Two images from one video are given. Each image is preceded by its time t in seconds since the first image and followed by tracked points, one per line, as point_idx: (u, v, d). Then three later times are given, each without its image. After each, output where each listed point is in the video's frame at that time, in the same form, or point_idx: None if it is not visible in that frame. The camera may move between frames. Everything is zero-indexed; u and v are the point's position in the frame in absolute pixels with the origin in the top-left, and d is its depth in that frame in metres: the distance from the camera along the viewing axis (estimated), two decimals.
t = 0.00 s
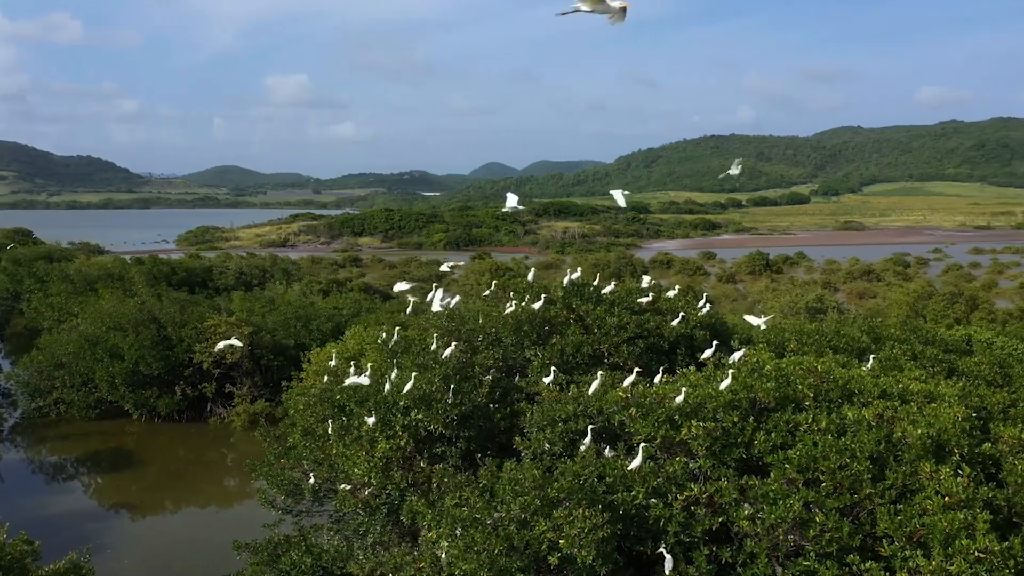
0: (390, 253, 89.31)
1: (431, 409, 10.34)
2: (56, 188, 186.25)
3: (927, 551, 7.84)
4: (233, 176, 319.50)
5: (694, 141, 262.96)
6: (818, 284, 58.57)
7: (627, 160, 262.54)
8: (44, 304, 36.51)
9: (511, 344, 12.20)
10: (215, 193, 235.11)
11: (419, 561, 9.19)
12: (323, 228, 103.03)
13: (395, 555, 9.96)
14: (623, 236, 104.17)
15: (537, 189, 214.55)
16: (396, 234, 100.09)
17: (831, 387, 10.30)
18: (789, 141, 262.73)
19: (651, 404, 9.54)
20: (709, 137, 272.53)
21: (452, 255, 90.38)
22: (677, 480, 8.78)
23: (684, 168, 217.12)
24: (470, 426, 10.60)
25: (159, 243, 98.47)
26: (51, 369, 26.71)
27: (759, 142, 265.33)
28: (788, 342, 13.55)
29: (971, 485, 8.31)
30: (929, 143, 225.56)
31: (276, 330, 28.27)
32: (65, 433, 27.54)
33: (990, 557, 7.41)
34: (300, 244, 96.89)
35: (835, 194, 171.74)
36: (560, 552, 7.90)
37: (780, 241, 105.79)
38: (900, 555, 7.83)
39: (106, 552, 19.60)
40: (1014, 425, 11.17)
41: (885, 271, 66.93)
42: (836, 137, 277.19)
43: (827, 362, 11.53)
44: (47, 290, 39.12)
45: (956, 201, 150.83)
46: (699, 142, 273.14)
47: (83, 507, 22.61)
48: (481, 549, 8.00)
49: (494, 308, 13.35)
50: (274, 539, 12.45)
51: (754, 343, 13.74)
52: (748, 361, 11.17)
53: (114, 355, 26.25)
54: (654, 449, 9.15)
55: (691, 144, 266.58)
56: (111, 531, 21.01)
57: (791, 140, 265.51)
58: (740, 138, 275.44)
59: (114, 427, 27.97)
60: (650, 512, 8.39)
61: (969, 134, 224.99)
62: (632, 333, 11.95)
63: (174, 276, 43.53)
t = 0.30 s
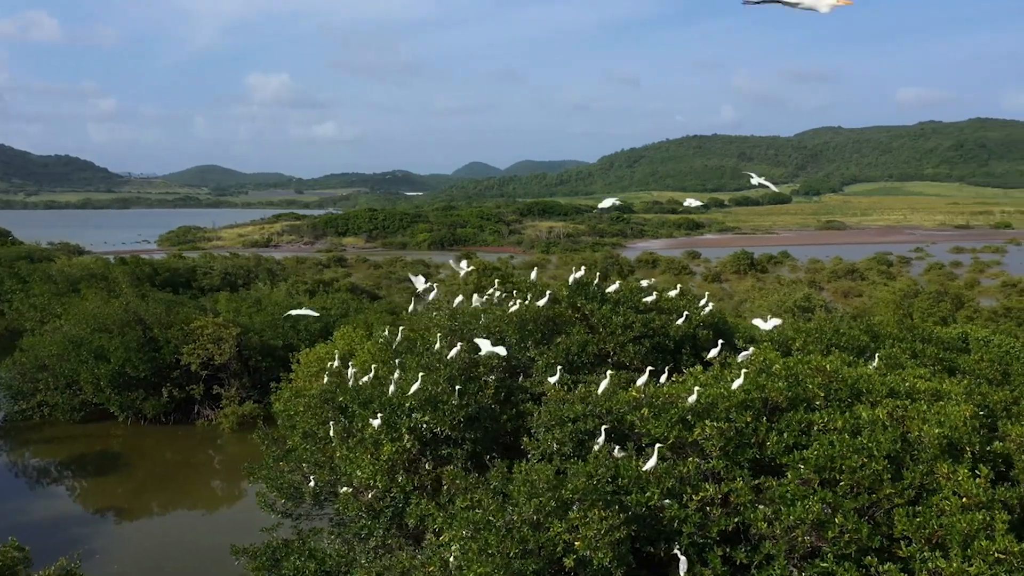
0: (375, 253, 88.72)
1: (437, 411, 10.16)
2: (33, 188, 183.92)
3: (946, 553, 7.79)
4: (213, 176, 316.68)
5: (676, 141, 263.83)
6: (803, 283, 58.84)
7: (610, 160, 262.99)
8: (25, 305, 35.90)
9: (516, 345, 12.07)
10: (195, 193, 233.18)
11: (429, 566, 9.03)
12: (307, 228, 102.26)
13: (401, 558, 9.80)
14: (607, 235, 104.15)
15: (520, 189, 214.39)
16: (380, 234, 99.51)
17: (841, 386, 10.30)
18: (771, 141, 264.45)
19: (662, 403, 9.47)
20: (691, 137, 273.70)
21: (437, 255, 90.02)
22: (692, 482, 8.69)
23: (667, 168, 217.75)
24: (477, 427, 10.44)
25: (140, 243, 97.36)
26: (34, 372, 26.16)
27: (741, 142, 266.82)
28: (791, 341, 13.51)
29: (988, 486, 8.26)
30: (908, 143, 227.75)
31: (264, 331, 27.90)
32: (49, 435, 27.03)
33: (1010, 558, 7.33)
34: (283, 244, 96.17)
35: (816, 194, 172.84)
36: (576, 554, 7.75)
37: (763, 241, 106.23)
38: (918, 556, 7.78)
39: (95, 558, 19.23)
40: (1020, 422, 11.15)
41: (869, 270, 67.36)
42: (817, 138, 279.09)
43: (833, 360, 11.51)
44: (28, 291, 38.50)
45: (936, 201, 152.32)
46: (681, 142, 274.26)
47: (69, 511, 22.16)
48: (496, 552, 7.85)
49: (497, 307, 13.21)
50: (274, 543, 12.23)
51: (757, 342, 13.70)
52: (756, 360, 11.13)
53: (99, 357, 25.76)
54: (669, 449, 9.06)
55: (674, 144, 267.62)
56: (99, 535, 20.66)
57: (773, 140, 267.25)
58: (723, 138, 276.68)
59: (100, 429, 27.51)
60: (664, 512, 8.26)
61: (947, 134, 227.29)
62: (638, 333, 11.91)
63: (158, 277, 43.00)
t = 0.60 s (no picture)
0: (361, 254, 88.23)
1: (441, 414, 10.01)
2: (13, 188, 181.62)
3: (962, 556, 7.74)
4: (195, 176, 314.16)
5: (661, 141, 264.49)
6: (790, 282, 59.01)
7: (595, 160, 263.34)
8: (8, 305, 35.29)
9: (519, 345, 11.94)
10: (178, 193, 231.31)
11: (435, 571, 8.86)
12: (292, 228, 101.57)
13: (405, 562, 9.62)
14: (594, 235, 104.12)
15: (506, 189, 214.19)
16: (365, 234, 99.01)
17: (848, 385, 10.27)
18: (755, 141, 265.76)
19: (670, 404, 9.37)
20: (675, 137, 274.58)
21: (423, 255, 89.66)
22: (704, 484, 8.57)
23: (652, 169, 218.29)
24: (480, 429, 10.27)
25: (122, 244, 96.36)
26: (19, 374, 25.65)
27: (725, 142, 267.99)
28: (793, 340, 13.43)
29: (1003, 486, 8.23)
30: (890, 144, 229.52)
31: (252, 332, 27.50)
32: (33, 439, 26.54)
33: None
34: (268, 244, 95.47)
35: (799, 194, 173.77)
36: (588, 559, 7.56)
37: (748, 240, 106.56)
38: (933, 558, 7.72)
39: (84, 564, 18.84)
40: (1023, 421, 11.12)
41: (855, 269, 67.67)
42: (800, 138, 280.69)
43: (839, 359, 11.45)
44: (10, 291, 37.88)
45: (919, 200, 153.55)
46: (666, 143, 275.12)
47: (54, 516, 21.72)
48: (507, 554, 7.65)
49: (498, 307, 13.07)
50: (272, 548, 11.97)
51: (759, 341, 13.60)
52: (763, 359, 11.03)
53: (85, 358, 25.31)
54: (679, 450, 8.95)
55: (659, 144, 268.47)
56: (87, 540, 20.29)
57: (756, 140, 268.65)
58: (707, 138, 277.73)
59: (86, 432, 27.05)
60: (676, 514, 8.12)
61: (928, 135, 229.25)
62: (642, 332, 11.83)
63: (144, 277, 42.49)
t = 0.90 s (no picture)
0: (344, 254, 87.60)
1: (446, 418, 9.83)
2: None
3: (978, 560, 7.67)
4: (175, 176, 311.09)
5: (643, 141, 265.15)
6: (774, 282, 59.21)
7: (578, 160, 263.63)
8: None
9: (521, 347, 11.77)
10: (158, 193, 229.13)
11: None
12: (274, 228, 100.71)
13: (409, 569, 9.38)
14: (578, 235, 104.05)
15: (490, 189, 213.83)
16: (349, 234, 98.35)
17: (857, 386, 10.18)
18: (736, 142, 267.31)
19: (679, 406, 9.22)
20: (657, 137, 275.57)
21: (407, 254, 89.24)
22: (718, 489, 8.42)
23: (635, 168, 218.81)
24: (485, 434, 10.09)
25: (102, 244, 95.14)
26: None
27: (707, 142, 269.22)
28: (795, 340, 13.32)
29: (1018, 489, 8.15)
30: (870, 143, 231.61)
31: (239, 333, 27.03)
32: (15, 443, 25.95)
33: None
34: (250, 244, 94.67)
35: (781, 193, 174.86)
36: (603, 566, 7.35)
37: (731, 240, 106.88)
38: (951, 562, 7.63)
39: (70, 570, 18.41)
40: None
41: (838, 269, 68.07)
42: (781, 138, 282.61)
43: (844, 360, 11.37)
44: None
45: (899, 199, 154.86)
46: (648, 143, 276.11)
47: (37, 522, 21.21)
48: (520, 563, 7.44)
49: (499, 309, 12.87)
50: (268, 555, 11.70)
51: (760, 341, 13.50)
52: (769, 360, 10.93)
53: (68, 361, 24.77)
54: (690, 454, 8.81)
55: (641, 144, 269.34)
56: (72, 547, 19.81)
57: (738, 141, 270.23)
58: (689, 139, 278.78)
59: (69, 436, 26.48)
60: (689, 520, 7.97)
61: (907, 135, 231.40)
62: (646, 332, 11.69)
63: (126, 278, 41.87)
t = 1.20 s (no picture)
0: (330, 254, 86.95)
1: (451, 421, 9.67)
2: None
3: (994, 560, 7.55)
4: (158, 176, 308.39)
5: (628, 140, 265.57)
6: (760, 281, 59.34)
7: (563, 160, 263.84)
8: None
9: (523, 348, 11.60)
10: (140, 193, 227.15)
11: None
12: (259, 228, 99.89)
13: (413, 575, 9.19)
14: (564, 234, 103.97)
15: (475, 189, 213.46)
16: (334, 234, 97.71)
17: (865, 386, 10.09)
18: (720, 142, 268.57)
19: (688, 406, 9.11)
20: (642, 137, 276.31)
21: (393, 254, 88.84)
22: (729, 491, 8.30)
23: (619, 168, 219.23)
24: (490, 438, 9.95)
25: (83, 244, 94.05)
26: None
27: (691, 142, 270.24)
28: (798, 339, 13.22)
29: None
30: (852, 143, 233.35)
31: (226, 334, 26.47)
32: None
33: None
34: (234, 244, 93.92)
35: (765, 193, 175.69)
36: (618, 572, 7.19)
37: (717, 239, 107.10)
38: (967, 563, 7.52)
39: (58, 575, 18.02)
40: None
41: (823, 268, 68.41)
42: (765, 138, 284.15)
43: (850, 359, 11.28)
44: None
45: (881, 199, 155.98)
46: (633, 142, 276.79)
47: (23, 527, 20.73)
48: (534, 569, 7.29)
49: (500, 311, 12.67)
50: (266, 560, 11.46)
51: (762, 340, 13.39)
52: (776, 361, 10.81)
53: (52, 363, 24.23)
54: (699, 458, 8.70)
55: (626, 144, 269.98)
56: (60, 552, 19.38)
57: (722, 141, 271.48)
58: (673, 138, 279.53)
59: (54, 440, 25.89)
60: (701, 524, 7.86)
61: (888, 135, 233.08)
62: (649, 332, 11.55)
63: (110, 278, 41.31)
